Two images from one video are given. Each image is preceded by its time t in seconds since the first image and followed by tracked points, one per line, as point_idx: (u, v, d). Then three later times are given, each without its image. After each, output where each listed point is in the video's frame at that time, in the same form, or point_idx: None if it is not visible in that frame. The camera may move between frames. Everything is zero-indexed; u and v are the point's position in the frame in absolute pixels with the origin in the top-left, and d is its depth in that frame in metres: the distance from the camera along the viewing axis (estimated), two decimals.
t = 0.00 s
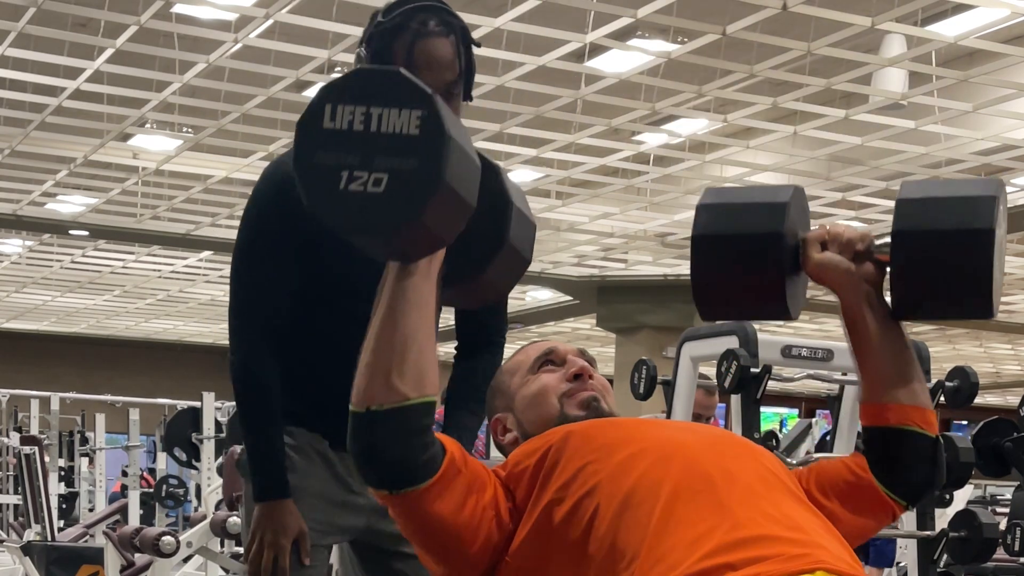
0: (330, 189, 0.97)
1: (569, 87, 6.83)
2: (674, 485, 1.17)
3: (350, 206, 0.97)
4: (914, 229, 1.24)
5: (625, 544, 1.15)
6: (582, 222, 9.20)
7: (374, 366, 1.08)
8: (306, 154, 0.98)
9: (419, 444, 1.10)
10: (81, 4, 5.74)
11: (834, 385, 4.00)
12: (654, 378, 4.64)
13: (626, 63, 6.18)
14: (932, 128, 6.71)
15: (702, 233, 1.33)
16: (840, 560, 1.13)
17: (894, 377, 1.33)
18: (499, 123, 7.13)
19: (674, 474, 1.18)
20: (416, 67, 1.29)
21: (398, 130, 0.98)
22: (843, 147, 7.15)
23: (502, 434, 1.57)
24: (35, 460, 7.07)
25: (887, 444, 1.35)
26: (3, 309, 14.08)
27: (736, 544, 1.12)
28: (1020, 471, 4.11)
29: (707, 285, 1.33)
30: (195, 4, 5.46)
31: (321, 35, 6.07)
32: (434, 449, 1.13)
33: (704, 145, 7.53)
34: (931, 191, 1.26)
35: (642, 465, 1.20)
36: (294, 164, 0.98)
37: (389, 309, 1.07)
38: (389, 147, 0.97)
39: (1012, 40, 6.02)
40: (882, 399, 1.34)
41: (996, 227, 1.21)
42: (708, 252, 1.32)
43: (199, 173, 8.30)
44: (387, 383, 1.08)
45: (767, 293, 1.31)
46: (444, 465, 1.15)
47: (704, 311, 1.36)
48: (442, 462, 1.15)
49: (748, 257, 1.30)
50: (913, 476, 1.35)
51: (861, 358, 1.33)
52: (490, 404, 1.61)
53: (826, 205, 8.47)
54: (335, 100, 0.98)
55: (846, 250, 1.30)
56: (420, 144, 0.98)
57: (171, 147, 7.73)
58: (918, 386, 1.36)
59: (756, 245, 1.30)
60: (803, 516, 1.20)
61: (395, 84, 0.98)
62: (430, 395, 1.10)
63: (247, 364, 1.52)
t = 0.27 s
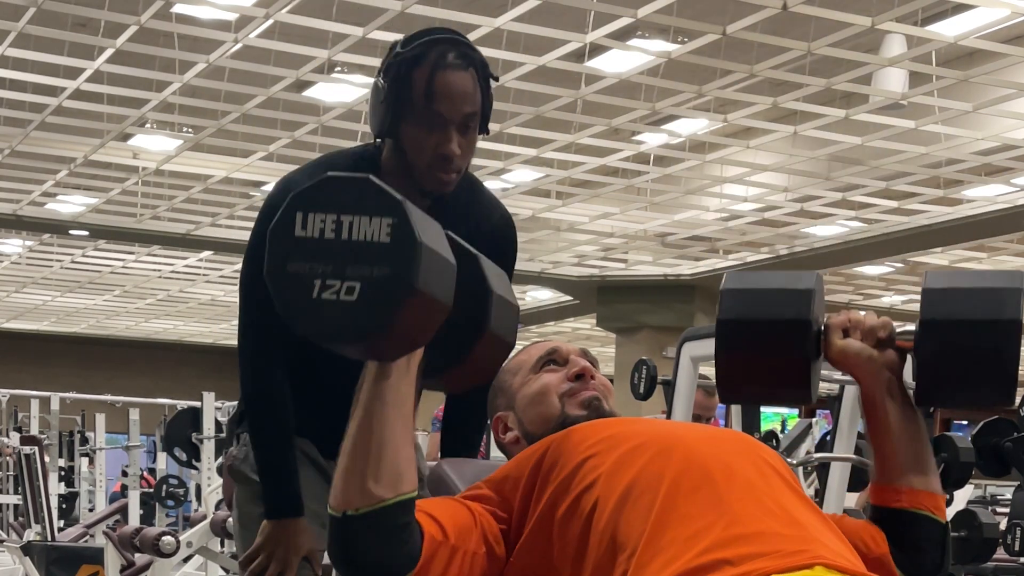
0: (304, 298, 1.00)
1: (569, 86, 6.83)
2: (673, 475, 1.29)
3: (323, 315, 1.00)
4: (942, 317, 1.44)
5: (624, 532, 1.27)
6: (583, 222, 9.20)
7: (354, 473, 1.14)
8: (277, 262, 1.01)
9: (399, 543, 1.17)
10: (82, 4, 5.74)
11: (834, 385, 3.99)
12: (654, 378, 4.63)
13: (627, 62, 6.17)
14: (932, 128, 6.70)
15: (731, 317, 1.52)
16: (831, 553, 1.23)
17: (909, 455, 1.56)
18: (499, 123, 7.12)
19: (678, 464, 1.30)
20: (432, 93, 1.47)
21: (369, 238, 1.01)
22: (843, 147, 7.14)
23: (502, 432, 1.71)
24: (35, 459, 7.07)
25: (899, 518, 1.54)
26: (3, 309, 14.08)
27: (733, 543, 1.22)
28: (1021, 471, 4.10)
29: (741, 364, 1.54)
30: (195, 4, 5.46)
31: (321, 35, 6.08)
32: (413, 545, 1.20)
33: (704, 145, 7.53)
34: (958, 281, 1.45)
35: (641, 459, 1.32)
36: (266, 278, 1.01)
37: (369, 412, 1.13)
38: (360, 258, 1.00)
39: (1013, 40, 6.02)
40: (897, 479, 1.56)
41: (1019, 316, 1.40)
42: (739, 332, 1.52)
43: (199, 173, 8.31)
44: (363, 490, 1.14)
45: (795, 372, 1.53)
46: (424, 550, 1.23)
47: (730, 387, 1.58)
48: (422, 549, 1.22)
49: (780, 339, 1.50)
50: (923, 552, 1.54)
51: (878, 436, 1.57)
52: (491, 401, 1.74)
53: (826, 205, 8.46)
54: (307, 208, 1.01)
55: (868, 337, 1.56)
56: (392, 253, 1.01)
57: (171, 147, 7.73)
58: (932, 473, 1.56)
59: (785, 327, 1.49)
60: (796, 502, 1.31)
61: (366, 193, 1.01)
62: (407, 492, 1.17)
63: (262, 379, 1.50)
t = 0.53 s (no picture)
0: (294, 384, 1.12)
1: (569, 86, 6.82)
2: (673, 474, 1.39)
3: (311, 398, 1.12)
4: (949, 380, 1.59)
5: (626, 528, 1.38)
6: (583, 222, 9.20)
7: (344, 543, 1.28)
8: (267, 347, 1.13)
9: None
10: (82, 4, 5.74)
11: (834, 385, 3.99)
12: (654, 378, 4.63)
13: (626, 62, 6.16)
14: (932, 128, 6.71)
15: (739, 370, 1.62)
16: (833, 548, 1.32)
17: (904, 512, 1.70)
18: (499, 123, 7.11)
19: (677, 462, 1.40)
20: (419, 118, 1.60)
21: (354, 325, 1.11)
22: (843, 147, 7.14)
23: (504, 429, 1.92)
24: (35, 459, 7.09)
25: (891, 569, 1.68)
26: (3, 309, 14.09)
27: (734, 535, 1.32)
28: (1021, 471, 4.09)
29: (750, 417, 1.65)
30: (195, 4, 5.46)
31: (321, 35, 6.08)
32: None
33: (704, 145, 7.54)
34: (962, 344, 1.60)
35: (641, 461, 1.43)
36: (257, 364, 1.14)
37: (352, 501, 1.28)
38: (346, 345, 1.11)
39: (1013, 40, 6.02)
40: (893, 535, 1.69)
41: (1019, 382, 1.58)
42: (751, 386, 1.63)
43: (199, 173, 8.30)
44: (351, 565, 1.27)
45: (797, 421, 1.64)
46: None
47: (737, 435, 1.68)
48: None
49: (788, 393, 1.62)
50: None
51: (877, 495, 1.71)
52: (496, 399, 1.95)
53: (826, 205, 8.47)
54: (295, 295, 1.13)
55: (872, 396, 1.70)
56: (377, 341, 1.11)
57: (171, 147, 7.73)
58: (923, 531, 1.71)
59: (793, 382, 1.61)
60: (794, 495, 1.40)
61: (353, 281, 1.12)
62: (394, 566, 1.29)
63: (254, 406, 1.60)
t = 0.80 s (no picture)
0: (281, 411, 1.27)
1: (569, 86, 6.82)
2: (670, 466, 1.39)
3: (299, 423, 1.26)
4: (950, 389, 1.69)
5: (624, 522, 1.39)
6: (582, 222, 9.20)
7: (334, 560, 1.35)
8: (257, 375, 1.29)
9: None
10: (82, 4, 5.74)
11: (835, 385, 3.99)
12: (654, 378, 4.63)
13: (626, 62, 6.17)
14: (932, 128, 6.71)
15: (740, 374, 1.71)
16: (834, 537, 1.32)
17: (900, 516, 1.74)
18: (499, 122, 7.11)
19: (672, 455, 1.40)
20: (419, 145, 1.65)
21: (341, 357, 1.24)
22: (843, 147, 7.14)
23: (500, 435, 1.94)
24: (35, 459, 7.08)
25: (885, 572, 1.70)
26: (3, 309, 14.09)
27: (732, 525, 1.31)
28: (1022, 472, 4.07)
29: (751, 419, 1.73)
30: (195, 4, 5.46)
31: (321, 35, 6.08)
32: None
33: (704, 145, 7.54)
34: (962, 355, 1.71)
35: (636, 455, 1.44)
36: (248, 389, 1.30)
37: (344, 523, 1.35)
38: (333, 381, 1.24)
39: (1013, 40, 6.02)
40: (888, 537, 1.73)
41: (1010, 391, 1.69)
42: (755, 389, 1.71)
43: (199, 173, 8.31)
44: None
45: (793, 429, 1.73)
46: None
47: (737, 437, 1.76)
48: None
49: (787, 397, 1.71)
50: None
51: (873, 497, 1.76)
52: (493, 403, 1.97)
53: (826, 205, 8.47)
54: (286, 328, 1.27)
55: (872, 402, 1.78)
56: (361, 376, 1.23)
57: (171, 147, 7.73)
58: (918, 539, 1.74)
59: (792, 387, 1.71)
60: (791, 483, 1.40)
61: (341, 321, 1.25)
62: None
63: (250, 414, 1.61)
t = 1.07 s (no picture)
0: (278, 329, 1.21)
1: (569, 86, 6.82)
2: (664, 456, 1.38)
3: (295, 343, 1.21)
4: (957, 326, 1.61)
5: (618, 513, 1.38)
6: (582, 222, 9.20)
7: (325, 492, 1.29)
8: (251, 293, 1.22)
9: (361, 558, 1.30)
10: (82, 4, 5.74)
11: (834, 386, 3.99)
12: (654, 378, 4.63)
13: (626, 62, 6.17)
14: (932, 128, 6.70)
15: (744, 310, 1.63)
16: (830, 521, 1.32)
17: (907, 457, 1.72)
18: (499, 123, 7.11)
19: (666, 446, 1.39)
20: (422, 150, 1.65)
21: (339, 274, 1.20)
22: (843, 147, 7.14)
23: (498, 440, 1.91)
24: (35, 459, 7.08)
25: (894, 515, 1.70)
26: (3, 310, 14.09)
27: (729, 512, 1.31)
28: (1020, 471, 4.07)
29: (753, 353, 1.66)
30: (195, 4, 5.45)
31: (321, 35, 6.08)
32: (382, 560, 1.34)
33: (704, 145, 7.53)
34: (963, 291, 1.63)
35: (630, 448, 1.43)
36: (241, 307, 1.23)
37: (337, 446, 1.28)
38: (330, 297, 1.20)
39: (1013, 40, 6.02)
40: (896, 479, 1.71)
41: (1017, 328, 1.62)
42: (757, 325, 1.64)
43: (199, 173, 8.31)
44: (333, 509, 1.29)
45: (798, 363, 1.67)
46: (395, 563, 1.38)
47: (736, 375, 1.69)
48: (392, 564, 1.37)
49: (790, 334, 1.64)
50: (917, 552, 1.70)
51: (879, 435, 1.73)
52: (489, 409, 1.94)
53: (826, 205, 8.47)
54: (278, 243, 1.21)
55: (874, 336, 1.72)
56: (360, 292, 1.19)
57: (171, 147, 7.73)
58: (924, 476, 1.73)
59: (796, 323, 1.64)
60: (785, 473, 1.40)
61: (339, 237, 1.21)
62: (378, 511, 1.31)
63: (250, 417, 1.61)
